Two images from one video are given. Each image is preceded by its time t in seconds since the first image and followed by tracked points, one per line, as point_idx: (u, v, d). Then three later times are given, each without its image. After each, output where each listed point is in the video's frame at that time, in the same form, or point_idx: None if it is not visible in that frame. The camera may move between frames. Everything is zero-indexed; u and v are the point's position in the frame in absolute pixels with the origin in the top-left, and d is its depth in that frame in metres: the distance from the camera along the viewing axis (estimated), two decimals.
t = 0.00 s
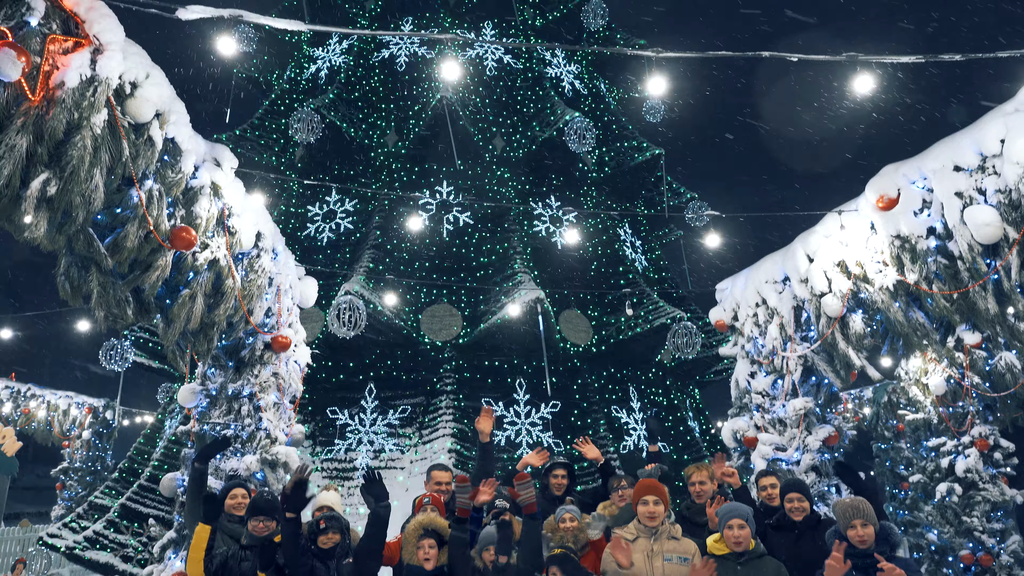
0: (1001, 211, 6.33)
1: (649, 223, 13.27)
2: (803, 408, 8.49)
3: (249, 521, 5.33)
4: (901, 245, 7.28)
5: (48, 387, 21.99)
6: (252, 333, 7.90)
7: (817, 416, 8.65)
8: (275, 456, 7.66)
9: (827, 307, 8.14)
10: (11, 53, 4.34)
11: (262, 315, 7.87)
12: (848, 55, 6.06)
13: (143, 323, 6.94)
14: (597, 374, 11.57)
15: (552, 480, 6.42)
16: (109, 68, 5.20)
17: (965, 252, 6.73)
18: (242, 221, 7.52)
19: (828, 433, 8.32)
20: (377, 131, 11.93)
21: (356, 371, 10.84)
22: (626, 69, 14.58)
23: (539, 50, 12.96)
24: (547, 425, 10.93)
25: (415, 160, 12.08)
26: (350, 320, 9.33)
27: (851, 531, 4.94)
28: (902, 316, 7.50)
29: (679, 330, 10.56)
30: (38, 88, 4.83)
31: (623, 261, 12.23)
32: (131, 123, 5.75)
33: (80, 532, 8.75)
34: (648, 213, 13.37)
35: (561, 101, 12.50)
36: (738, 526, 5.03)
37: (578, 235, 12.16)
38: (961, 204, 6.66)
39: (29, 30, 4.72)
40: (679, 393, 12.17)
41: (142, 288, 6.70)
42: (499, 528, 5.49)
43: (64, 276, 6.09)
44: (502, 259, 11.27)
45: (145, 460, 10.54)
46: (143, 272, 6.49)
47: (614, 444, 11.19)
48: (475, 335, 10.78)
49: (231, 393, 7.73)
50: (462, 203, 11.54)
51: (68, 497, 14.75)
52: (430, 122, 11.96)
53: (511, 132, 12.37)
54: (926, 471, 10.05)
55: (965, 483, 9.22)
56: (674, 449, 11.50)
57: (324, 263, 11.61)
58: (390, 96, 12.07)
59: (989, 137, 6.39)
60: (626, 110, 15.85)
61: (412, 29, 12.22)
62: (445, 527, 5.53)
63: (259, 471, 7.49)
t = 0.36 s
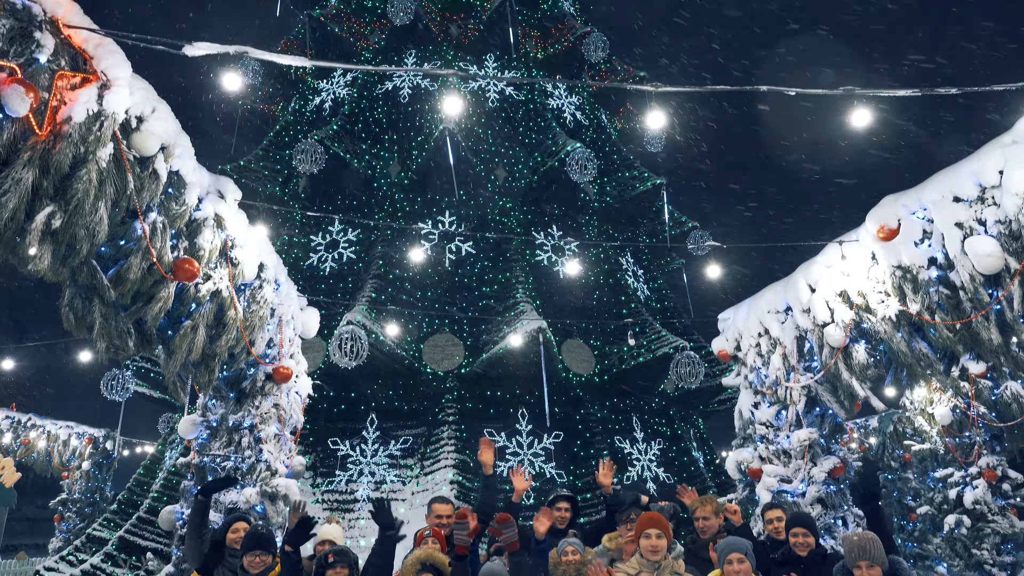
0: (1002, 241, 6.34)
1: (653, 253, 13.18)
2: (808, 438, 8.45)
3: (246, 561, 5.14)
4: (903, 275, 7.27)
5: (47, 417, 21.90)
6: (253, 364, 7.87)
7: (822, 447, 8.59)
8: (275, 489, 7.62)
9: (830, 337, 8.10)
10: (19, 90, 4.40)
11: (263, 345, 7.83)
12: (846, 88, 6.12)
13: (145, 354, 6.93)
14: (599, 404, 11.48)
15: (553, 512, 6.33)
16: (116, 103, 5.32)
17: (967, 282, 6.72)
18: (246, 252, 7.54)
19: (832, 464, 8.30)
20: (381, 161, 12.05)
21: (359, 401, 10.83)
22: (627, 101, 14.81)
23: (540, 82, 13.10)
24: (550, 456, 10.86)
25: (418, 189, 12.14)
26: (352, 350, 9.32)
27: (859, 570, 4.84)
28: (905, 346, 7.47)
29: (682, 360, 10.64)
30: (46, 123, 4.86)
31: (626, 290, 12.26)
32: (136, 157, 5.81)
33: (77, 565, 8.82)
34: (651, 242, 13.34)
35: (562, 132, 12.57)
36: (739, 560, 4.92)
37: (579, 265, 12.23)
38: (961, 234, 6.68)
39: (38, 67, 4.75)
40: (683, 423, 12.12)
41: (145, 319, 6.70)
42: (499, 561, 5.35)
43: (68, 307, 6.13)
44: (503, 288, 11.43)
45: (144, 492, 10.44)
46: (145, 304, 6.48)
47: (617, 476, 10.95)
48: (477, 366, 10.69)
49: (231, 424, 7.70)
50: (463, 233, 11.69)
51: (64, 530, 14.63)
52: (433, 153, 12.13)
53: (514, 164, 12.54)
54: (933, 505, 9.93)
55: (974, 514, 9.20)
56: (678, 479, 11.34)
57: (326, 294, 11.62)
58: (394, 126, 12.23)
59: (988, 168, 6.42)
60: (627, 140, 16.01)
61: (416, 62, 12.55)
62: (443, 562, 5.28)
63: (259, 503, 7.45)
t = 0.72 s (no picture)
0: (1002, 275, 6.34)
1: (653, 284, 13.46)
2: (810, 472, 8.46)
3: None
4: (903, 308, 7.26)
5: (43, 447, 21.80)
6: (253, 395, 7.85)
7: (825, 481, 8.52)
8: (272, 522, 7.58)
9: (832, 370, 8.11)
10: (27, 123, 4.48)
11: (263, 376, 7.83)
12: (843, 124, 6.21)
13: (144, 386, 6.89)
14: (601, 435, 11.38)
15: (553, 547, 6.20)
16: (121, 136, 5.40)
17: (968, 316, 6.69)
18: (247, 282, 7.57)
19: (836, 499, 8.20)
20: (383, 191, 12.17)
21: (358, 432, 10.75)
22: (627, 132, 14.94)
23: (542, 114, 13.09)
24: (550, 488, 10.69)
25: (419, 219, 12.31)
26: (352, 380, 9.24)
27: None
28: (907, 380, 7.43)
29: (683, 391, 10.44)
30: (52, 155, 4.89)
31: (627, 321, 12.31)
32: (141, 189, 5.86)
33: None
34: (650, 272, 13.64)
35: (564, 163, 12.48)
36: None
37: (580, 296, 12.21)
38: (961, 268, 6.68)
39: (46, 101, 4.78)
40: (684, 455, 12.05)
41: (145, 350, 6.69)
42: None
43: (67, 338, 6.01)
44: (505, 318, 11.52)
45: (140, 524, 10.30)
46: (146, 334, 6.51)
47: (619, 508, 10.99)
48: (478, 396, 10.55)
49: (229, 455, 7.64)
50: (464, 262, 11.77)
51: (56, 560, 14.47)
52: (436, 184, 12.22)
53: (514, 194, 12.50)
54: (939, 540, 10.05)
55: (981, 551, 9.08)
56: (681, 515, 11.28)
57: (327, 323, 11.49)
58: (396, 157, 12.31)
59: (986, 203, 6.45)
60: (628, 171, 16.21)
61: (419, 94, 12.49)
62: None
63: (255, 537, 7.34)
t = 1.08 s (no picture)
0: (1003, 311, 6.32)
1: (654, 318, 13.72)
2: (815, 510, 8.40)
3: None
4: (904, 344, 7.26)
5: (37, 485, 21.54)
6: (252, 434, 7.78)
7: (831, 520, 8.51)
8: (271, 564, 7.52)
9: (834, 406, 8.09)
10: (33, 166, 4.54)
11: (263, 416, 7.77)
12: (839, 163, 6.27)
13: (143, 426, 6.83)
14: (603, 473, 11.35)
15: None
16: (126, 177, 5.48)
17: (970, 351, 6.66)
18: (248, 320, 7.58)
19: (842, 538, 8.21)
20: (383, 228, 12.19)
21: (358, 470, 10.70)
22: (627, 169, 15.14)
23: (542, 151, 13.39)
24: (552, 527, 10.49)
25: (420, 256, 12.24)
26: (352, 418, 9.20)
27: None
28: (911, 417, 7.39)
29: (686, 429, 10.38)
30: (58, 197, 4.96)
31: (628, 356, 12.45)
32: (144, 230, 5.92)
33: None
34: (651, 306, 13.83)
35: (564, 201, 12.66)
36: None
37: (581, 332, 12.26)
38: (961, 304, 6.68)
39: (53, 144, 4.87)
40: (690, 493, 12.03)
41: (145, 390, 6.67)
42: None
43: (67, 378, 5.99)
44: (504, 355, 11.41)
45: (137, 565, 10.14)
46: (147, 374, 6.49)
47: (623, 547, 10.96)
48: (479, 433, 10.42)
49: (228, 496, 7.57)
50: (465, 298, 11.72)
51: None
52: (438, 221, 12.27)
53: (515, 230, 12.55)
54: None
55: None
56: (686, 551, 11.02)
57: (325, 362, 11.45)
58: (397, 195, 12.44)
59: (984, 240, 6.47)
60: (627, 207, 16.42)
61: (420, 132, 12.75)
62: None
63: None
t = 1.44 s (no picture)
0: (1009, 352, 6.26)
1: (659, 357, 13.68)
2: (827, 556, 8.26)
3: None
4: (912, 386, 7.22)
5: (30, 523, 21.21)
6: (256, 475, 7.73)
7: (841, 565, 8.38)
8: None
9: (842, 448, 8.02)
10: (46, 211, 4.65)
11: (266, 457, 7.71)
12: (841, 207, 6.29)
13: (146, 466, 6.86)
14: (608, 515, 11.24)
15: None
16: (136, 221, 5.56)
17: (978, 394, 6.57)
18: (252, 361, 7.57)
19: None
20: (389, 267, 12.31)
21: (360, 512, 10.44)
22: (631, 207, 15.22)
23: (546, 190, 13.39)
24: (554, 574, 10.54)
25: (425, 295, 12.33)
26: (355, 459, 9.14)
27: None
28: (921, 461, 7.28)
29: (692, 469, 10.40)
30: (68, 240, 5.04)
31: (634, 396, 12.34)
32: (153, 271, 5.97)
33: None
34: (657, 345, 13.80)
35: (568, 239, 12.69)
36: None
37: (586, 370, 12.20)
38: (968, 345, 6.63)
39: (66, 188, 4.98)
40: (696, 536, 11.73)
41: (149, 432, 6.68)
42: None
43: (72, 419, 6.02)
44: (509, 395, 11.32)
45: None
46: (151, 415, 6.45)
47: None
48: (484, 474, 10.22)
49: (229, 538, 7.46)
50: (470, 337, 11.75)
51: None
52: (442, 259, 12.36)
53: (520, 269, 12.59)
54: None
55: None
56: None
57: (332, 400, 11.38)
58: (403, 235, 12.61)
59: (987, 280, 6.44)
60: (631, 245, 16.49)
61: (426, 172, 12.86)
62: None
63: None
